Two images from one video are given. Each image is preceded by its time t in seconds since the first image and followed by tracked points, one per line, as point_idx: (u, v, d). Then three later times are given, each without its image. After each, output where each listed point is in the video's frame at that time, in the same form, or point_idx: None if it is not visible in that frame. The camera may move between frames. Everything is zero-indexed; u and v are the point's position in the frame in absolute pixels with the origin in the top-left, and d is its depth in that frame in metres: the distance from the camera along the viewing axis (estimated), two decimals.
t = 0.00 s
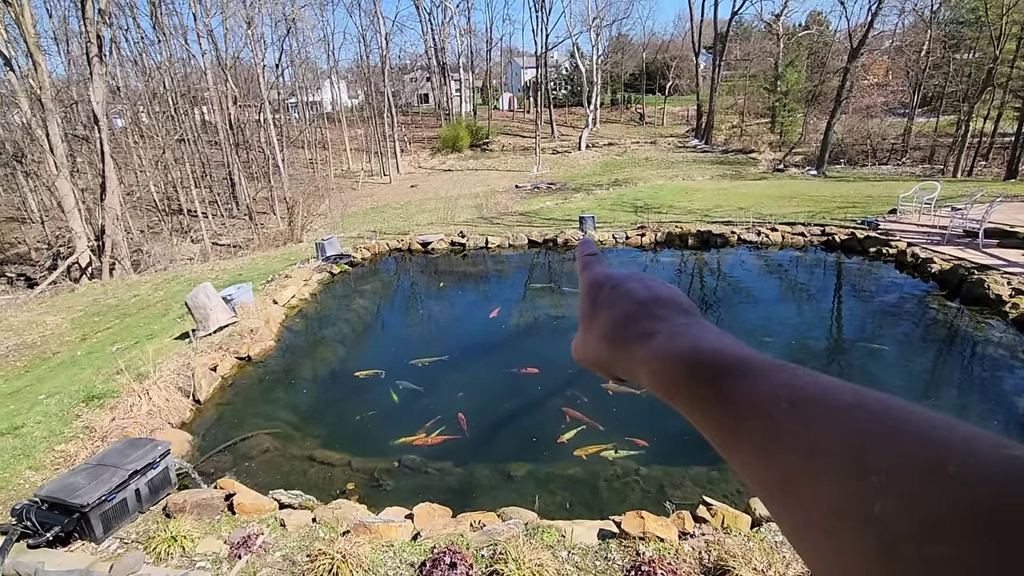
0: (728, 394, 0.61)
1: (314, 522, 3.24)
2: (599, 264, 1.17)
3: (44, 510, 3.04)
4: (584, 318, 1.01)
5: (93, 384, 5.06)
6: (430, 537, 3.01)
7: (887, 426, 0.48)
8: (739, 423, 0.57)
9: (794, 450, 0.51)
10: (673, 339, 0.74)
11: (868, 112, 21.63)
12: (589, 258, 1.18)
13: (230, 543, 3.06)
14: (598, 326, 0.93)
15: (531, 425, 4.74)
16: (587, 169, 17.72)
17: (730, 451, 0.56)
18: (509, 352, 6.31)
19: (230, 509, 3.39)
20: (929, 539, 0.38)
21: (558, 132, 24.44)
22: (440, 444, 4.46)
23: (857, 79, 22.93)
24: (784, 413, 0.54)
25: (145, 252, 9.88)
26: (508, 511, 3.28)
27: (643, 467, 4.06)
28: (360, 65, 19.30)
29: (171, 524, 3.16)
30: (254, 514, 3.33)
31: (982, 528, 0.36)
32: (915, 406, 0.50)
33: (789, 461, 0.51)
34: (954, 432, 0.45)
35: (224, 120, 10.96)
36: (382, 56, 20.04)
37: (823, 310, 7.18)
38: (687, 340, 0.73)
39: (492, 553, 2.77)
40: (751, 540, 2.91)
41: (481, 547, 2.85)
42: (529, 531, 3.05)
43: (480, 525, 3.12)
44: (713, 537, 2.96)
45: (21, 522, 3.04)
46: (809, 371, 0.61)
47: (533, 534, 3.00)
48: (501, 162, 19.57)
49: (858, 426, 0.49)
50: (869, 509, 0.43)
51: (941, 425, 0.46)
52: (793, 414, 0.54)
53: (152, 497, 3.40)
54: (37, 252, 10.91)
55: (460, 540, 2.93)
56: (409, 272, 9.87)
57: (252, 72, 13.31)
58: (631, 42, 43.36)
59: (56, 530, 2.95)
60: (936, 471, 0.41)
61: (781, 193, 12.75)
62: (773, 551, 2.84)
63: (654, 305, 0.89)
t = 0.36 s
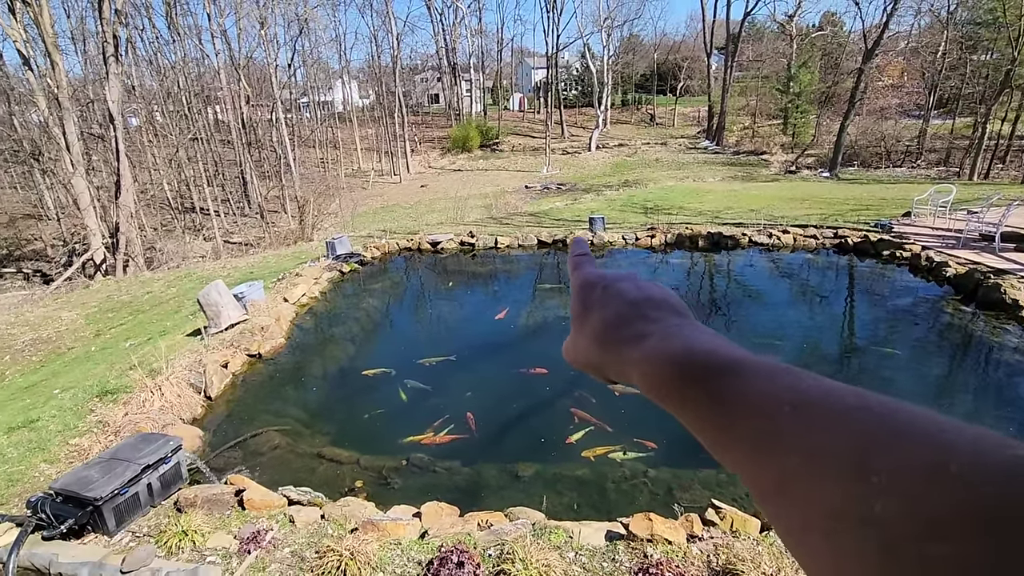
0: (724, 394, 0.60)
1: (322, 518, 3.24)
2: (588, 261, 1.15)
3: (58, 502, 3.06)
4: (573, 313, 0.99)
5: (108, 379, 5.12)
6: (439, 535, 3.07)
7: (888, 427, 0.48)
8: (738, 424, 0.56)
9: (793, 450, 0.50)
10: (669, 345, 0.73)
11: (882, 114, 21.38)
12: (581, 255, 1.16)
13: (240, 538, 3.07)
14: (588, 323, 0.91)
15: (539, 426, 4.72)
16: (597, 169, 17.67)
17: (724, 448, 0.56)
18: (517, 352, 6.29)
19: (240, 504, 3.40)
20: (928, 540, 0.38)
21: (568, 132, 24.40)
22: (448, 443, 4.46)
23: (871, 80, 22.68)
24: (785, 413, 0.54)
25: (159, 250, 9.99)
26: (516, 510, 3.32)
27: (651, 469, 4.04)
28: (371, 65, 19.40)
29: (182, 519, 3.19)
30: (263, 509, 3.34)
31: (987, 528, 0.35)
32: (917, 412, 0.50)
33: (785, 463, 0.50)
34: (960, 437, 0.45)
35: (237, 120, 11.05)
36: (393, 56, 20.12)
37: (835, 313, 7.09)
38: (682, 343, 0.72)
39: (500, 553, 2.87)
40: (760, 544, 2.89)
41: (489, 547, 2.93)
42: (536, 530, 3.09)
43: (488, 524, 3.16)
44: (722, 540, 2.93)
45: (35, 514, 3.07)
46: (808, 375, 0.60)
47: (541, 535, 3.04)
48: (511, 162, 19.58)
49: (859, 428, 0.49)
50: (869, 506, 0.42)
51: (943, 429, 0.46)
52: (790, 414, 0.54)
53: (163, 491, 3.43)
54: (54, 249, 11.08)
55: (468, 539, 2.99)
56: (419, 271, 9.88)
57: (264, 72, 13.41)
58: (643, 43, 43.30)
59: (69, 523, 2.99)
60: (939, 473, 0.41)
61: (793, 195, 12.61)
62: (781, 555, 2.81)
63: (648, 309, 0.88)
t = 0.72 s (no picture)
0: (645, 408, 0.64)
1: (337, 513, 3.27)
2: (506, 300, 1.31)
3: (82, 490, 3.13)
4: (503, 341, 1.12)
5: (129, 371, 5.21)
6: (452, 533, 3.07)
7: (813, 435, 0.49)
8: (664, 440, 0.58)
9: (720, 460, 0.52)
10: (582, 359, 0.84)
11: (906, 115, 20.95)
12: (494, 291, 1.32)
13: (256, 530, 3.10)
14: (515, 350, 1.04)
15: (553, 425, 4.67)
16: (614, 169, 17.56)
17: (643, 461, 0.59)
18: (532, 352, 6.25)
19: (257, 496, 3.43)
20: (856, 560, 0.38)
21: (584, 132, 24.28)
22: (461, 441, 4.46)
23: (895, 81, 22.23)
24: (703, 425, 0.56)
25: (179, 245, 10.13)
26: (529, 509, 3.30)
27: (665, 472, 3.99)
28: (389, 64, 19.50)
29: (200, 509, 3.22)
30: (279, 502, 3.37)
31: (913, 538, 0.36)
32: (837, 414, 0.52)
33: (701, 476, 0.53)
34: (880, 439, 0.45)
35: (257, 118, 11.19)
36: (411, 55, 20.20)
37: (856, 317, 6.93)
38: (595, 358, 0.82)
39: (512, 552, 2.86)
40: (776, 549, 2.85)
41: (501, 545, 2.92)
42: (549, 530, 3.08)
43: (501, 523, 3.16)
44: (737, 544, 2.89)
45: (61, 501, 3.16)
46: (722, 383, 0.64)
47: (553, 534, 3.03)
48: (527, 161, 19.54)
49: (781, 439, 0.50)
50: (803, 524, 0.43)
51: (862, 434, 0.47)
52: (704, 424, 0.56)
53: (182, 482, 3.46)
54: (78, 243, 11.29)
55: (481, 537, 2.99)
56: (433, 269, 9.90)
57: (284, 70, 13.54)
58: (661, 43, 43.03)
59: (93, 510, 3.05)
60: (866, 485, 0.41)
61: (813, 197, 12.40)
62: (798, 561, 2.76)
63: (563, 329, 1.01)
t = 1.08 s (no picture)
0: (602, 418, 0.64)
1: (348, 506, 3.28)
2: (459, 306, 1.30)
3: (101, 479, 3.19)
4: (457, 348, 1.11)
5: (147, 363, 5.29)
6: (462, 529, 3.07)
7: (766, 446, 0.49)
8: (621, 450, 0.58)
9: (674, 475, 0.51)
10: (538, 367, 0.84)
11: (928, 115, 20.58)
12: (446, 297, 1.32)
13: (269, 522, 3.13)
14: (469, 357, 1.03)
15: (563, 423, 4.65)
16: (628, 168, 17.46)
17: (598, 473, 0.58)
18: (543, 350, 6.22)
19: (270, 489, 3.45)
20: (792, 556, 0.39)
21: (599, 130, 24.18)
22: (472, 438, 4.45)
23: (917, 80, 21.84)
24: (659, 438, 0.56)
25: (196, 240, 10.26)
26: (539, 507, 3.29)
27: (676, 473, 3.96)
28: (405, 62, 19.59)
29: (214, 500, 3.26)
30: (292, 495, 3.40)
31: (862, 533, 0.37)
32: (783, 427, 0.53)
33: (656, 487, 0.52)
34: (829, 451, 0.47)
35: (274, 115, 11.30)
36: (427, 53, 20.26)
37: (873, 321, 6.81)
38: (552, 367, 0.83)
39: (522, 549, 2.85)
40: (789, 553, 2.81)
41: (511, 542, 2.92)
42: (559, 528, 3.07)
43: (511, 520, 3.15)
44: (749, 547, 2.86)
45: (80, 489, 3.22)
46: (677, 394, 0.65)
47: (563, 533, 3.02)
48: (541, 159, 19.51)
49: (735, 449, 0.50)
50: (755, 529, 0.42)
51: (812, 446, 0.48)
52: (658, 435, 0.57)
53: (198, 473, 3.49)
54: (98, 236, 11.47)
55: (491, 534, 2.99)
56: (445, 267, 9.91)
57: (301, 67, 13.66)
58: (677, 42, 42.74)
59: (111, 498, 3.12)
60: (815, 492, 0.42)
61: (830, 197, 12.22)
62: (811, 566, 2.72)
63: (519, 337, 1.00)
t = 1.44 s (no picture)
0: (607, 420, 0.64)
1: (354, 503, 3.30)
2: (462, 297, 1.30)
3: (109, 473, 3.25)
4: (458, 343, 1.12)
5: (156, 358, 5.33)
6: (467, 527, 3.07)
7: (769, 445, 0.49)
8: (624, 453, 0.58)
9: (674, 474, 0.52)
10: (541, 365, 0.83)
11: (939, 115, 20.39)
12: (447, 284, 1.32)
13: (275, 517, 3.16)
14: (472, 356, 1.04)
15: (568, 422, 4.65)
16: (635, 167, 17.41)
17: (604, 477, 0.58)
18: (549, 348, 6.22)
19: (276, 484, 3.46)
20: (796, 558, 0.39)
21: (606, 129, 24.12)
22: (477, 436, 4.46)
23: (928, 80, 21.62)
24: (662, 437, 0.56)
25: (204, 237, 10.32)
26: (543, 506, 3.29)
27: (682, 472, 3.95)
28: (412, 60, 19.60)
29: (222, 495, 3.28)
30: (298, 491, 3.41)
31: (862, 540, 0.37)
32: (783, 423, 0.52)
33: (660, 491, 0.52)
34: (834, 448, 0.46)
35: (282, 113, 11.35)
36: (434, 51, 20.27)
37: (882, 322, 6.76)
38: (555, 365, 0.82)
39: (526, 547, 2.86)
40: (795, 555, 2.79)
41: (516, 540, 2.92)
42: (563, 527, 3.07)
43: (515, 519, 3.15)
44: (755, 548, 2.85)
45: (89, 483, 3.28)
46: (682, 392, 0.64)
47: (568, 532, 3.02)
48: (547, 158, 19.49)
49: (738, 449, 0.50)
50: (758, 532, 0.42)
51: (815, 444, 0.48)
52: (662, 436, 0.56)
53: (205, 468, 3.52)
54: (108, 233, 11.57)
55: (495, 531, 2.99)
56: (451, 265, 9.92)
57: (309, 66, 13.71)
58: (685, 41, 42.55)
59: (119, 492, 3.16)
60: (816, 491, 0.42)
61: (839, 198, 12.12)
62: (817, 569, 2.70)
63: (519, 332, 1.00)
